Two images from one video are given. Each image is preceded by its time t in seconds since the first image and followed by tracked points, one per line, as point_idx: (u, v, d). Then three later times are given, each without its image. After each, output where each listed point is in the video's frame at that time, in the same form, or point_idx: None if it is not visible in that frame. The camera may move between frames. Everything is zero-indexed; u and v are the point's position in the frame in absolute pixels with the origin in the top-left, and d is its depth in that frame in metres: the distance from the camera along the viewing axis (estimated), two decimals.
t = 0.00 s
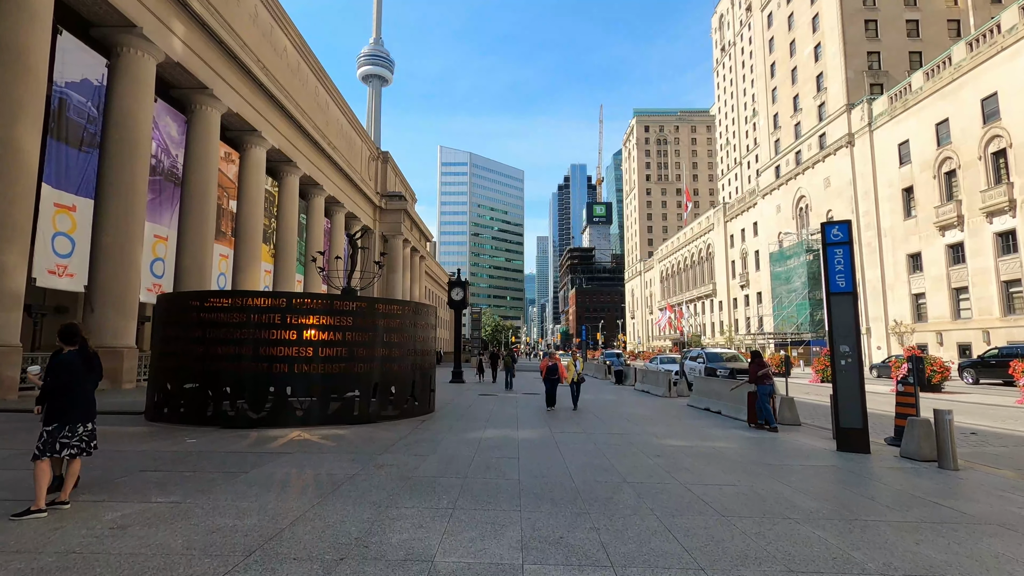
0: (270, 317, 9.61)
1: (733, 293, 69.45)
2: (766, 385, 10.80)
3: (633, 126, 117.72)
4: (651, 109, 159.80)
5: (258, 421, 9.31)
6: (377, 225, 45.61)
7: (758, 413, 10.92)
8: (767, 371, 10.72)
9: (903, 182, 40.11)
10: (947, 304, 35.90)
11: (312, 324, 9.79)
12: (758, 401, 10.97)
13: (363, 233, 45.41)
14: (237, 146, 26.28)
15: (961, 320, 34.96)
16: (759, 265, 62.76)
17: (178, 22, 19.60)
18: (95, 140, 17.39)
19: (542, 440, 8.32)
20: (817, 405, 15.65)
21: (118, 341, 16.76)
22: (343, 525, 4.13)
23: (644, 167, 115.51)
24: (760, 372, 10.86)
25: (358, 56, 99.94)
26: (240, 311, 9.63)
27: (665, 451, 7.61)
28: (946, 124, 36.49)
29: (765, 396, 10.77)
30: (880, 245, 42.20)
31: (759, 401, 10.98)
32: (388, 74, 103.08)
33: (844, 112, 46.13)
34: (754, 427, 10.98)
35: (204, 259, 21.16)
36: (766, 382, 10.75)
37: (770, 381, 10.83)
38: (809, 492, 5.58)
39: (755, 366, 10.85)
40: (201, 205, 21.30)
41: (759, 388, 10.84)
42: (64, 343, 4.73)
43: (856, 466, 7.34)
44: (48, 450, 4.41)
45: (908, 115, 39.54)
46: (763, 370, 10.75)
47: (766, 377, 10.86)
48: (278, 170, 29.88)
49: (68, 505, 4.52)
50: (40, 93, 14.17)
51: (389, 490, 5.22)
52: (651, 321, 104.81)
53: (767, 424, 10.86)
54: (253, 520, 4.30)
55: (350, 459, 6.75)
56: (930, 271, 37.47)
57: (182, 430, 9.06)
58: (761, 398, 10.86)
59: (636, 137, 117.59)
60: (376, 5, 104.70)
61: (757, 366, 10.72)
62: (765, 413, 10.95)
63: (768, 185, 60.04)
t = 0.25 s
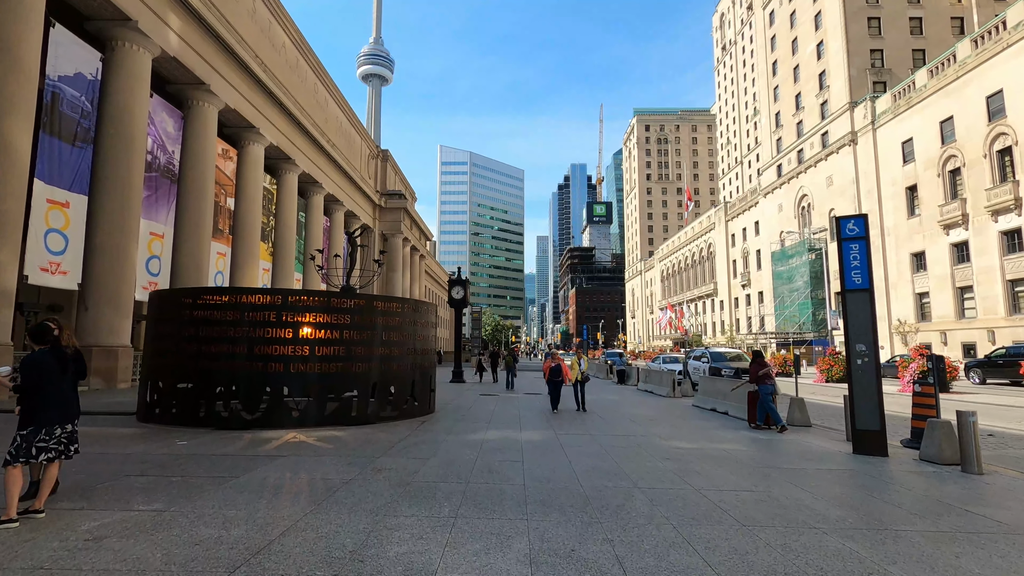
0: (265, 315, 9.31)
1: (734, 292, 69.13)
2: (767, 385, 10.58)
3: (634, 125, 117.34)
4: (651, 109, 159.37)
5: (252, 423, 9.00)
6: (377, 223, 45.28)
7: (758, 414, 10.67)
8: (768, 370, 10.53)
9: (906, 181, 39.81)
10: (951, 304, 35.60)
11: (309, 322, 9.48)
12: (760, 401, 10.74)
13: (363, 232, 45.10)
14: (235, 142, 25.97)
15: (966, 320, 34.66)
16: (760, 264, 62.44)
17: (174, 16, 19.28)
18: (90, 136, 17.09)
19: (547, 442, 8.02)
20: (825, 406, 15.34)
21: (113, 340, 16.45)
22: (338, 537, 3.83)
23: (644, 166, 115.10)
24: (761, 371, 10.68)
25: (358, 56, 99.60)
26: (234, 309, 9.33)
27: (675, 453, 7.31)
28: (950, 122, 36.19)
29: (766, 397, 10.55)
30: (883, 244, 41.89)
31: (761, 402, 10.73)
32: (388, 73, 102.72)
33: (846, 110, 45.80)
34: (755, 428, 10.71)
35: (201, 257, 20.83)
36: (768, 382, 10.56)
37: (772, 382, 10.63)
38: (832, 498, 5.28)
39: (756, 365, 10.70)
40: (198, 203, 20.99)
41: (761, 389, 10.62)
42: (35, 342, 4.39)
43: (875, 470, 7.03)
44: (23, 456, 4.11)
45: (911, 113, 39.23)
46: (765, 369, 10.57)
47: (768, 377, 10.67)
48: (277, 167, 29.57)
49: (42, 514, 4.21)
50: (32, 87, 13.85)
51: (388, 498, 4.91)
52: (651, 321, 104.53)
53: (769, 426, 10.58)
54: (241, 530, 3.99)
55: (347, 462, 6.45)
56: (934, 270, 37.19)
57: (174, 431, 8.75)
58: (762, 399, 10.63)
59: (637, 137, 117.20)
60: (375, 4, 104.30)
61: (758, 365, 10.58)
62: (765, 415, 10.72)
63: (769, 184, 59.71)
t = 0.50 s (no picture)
0: (260, 314, 9.00)
1: (735, 293, 68.83)
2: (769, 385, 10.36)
3: (634, 124, 117.10)
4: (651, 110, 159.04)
5: (247, 426, 8.67)
6: (377, 222, 44.92)
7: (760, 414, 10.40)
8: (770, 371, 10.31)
9: (910, 180, 39.51)
10: (955, 304, 35.31)
11: (307, 322, 9.17)
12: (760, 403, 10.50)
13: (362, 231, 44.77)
14: (232, 140, 25.65)
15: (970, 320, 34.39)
16: (762, 264, 62.16)
17: (171, 11, 18.93)
18: (83, 132, 16.77)
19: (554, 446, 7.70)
20: (834, 408, 15.01)
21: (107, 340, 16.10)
22: (334, 556, 3.51)
23: (645, 166, 114.81)
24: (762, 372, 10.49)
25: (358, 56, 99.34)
26: (228, 309, 9.01)
27: (688, 459, 6.98)
28: (955, 120, 35.93)
29: (768, 396, 10.33)
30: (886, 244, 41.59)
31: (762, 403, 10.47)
32: (388, 74, 102.48)
33: (849, 109, 45.51)
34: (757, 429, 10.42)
35: (197, 256, 20.47)
36: (769, 382, 10.37)
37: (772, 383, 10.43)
38: (860, 508, 4.98)
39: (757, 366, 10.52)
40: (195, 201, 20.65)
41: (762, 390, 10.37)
42: None
43: (899, 476, 6.72)
44: None
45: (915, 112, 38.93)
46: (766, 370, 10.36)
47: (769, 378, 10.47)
48: (276, 165, 29.24)
49: (13, 529, 3.89)
50: (24, 81, 13.53)
51: (389, 510, 4.60)
52: (652, 322, 104.19)
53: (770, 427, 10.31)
54: (230, 550, 3.65)
55: (345, 468, 6.13)
56: (938, 270, 36.90)
57: (166, 435, 8.42)
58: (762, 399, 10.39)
59: (637, 137, 116.96)
60: (376, 4, 104.03)
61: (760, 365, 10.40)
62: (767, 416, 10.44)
63: (771, 183, 59.42)
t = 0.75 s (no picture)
0: (254, 313, 8.70)
1: (735, 292, 68.60)
2: (768, 386, 10.10)
3: (634, 124, 116.92)
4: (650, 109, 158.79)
5: (240, 429, 8.32)
6: (375, 222, 44.60)
7: (756, 414, 10.21)
8: (770, 372, 9.98)
9: (911, 178, 39.29)
10: (958, 303, 35.08)
11: (302, 321, 8.87)
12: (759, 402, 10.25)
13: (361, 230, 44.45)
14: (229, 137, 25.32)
15: (973, 319, 34.15)
16: (762, 263, 61.93)
17: (166, 5, 18.60)
18: (75, 127, 16.48)
19: (559, 449, 7.41)
20: (840, 408, 14.74)
21: (100, 340, 15.78)
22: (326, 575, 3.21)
23: (644, 165, 114.57)
24: (762, 372, 10.16)
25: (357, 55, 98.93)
26: (220, 308, 8.70)
27: (699, 463, 6.69)
28: (957, 118, 35.70)
29: (767, 397, 10.10)
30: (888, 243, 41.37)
31: (760, 403, 10.24)
32: (387, 73, 102.11)
33: (850, 107, 45.27)
34: (754, 429, 10.24)
35: (193, 255, 20.15)
36: (768, 383, 10.11)
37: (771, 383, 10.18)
38: (887, 517, 4.71)
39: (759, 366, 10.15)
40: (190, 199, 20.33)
41: (762, 390, 10.10)
42: None
43: (920, 480, 6.45)
44: None
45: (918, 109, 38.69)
46: (766, 371, 10.05)
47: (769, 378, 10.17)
48: (273, 163, 28.91)
49: None
50: (13, 74, 13.19)
51: (388, 520, 4.31)
52: (651, 321, 103.97)
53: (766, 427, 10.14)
54: (212, 568, 3.34)
55: (341, 474, 5.84)
56: (940, 269, 36.69)
57: (155, 438, 8.10)
58: (760, 399, 10.16)
59: (636, 136, 116.75)
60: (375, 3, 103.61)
61: (761, 365, 10.06)
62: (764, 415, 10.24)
63: (771, 182, 59.18)
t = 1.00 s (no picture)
0: (246, 310, 8.37)
1: (736, 291, 68.34)
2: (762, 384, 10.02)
3: (633, 122, 116.68)
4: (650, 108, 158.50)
5: (231, 431, 8.01)
6: (374, 220, 44.26)
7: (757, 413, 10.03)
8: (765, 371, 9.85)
9: (914, 176, 39.00)
10: (962, 301, 34.81)
11: (296, 318, 8.54)
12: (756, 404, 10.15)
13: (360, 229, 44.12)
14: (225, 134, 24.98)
15: (977, 318, 33.87)
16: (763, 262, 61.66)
17: None
18: (67, 122, 16.18)
19: (565, 452, 7.07)
20: (850, 408, 14.40)
21: (93, 339, 15.46)
22: None
23: (644, 164, 114.25)
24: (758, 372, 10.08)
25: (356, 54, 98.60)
26: (211, 305, 8.37)
27: (713, 468, 6.35)
28: (961, 115, 35.42)
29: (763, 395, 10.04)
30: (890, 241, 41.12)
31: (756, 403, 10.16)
32: (387, 73, 101.79)
33: (852, 105, 44.98)
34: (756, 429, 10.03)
35: (188, 252, 19.82)
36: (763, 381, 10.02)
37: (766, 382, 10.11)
38: (918, 526, 4.40)
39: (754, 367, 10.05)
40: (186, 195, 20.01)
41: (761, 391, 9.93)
42: None
43: (944, 485, 6.14)
44: None
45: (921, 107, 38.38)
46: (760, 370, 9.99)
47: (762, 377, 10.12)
48: (270, 160, 28.54)
49: None
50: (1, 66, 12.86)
51: (382, 532, 4.00)
52: (651, 321, 103.67)
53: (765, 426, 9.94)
54: None
55: (335, 480, 5.52)
56: (944, 268, 36.41)
57: (142, 441, 7.78)
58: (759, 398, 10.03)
59: (636, 135, 116.48)
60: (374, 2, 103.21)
61: (756, 365, 10.01)
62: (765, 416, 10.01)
63: (772, 180, 58.89)
